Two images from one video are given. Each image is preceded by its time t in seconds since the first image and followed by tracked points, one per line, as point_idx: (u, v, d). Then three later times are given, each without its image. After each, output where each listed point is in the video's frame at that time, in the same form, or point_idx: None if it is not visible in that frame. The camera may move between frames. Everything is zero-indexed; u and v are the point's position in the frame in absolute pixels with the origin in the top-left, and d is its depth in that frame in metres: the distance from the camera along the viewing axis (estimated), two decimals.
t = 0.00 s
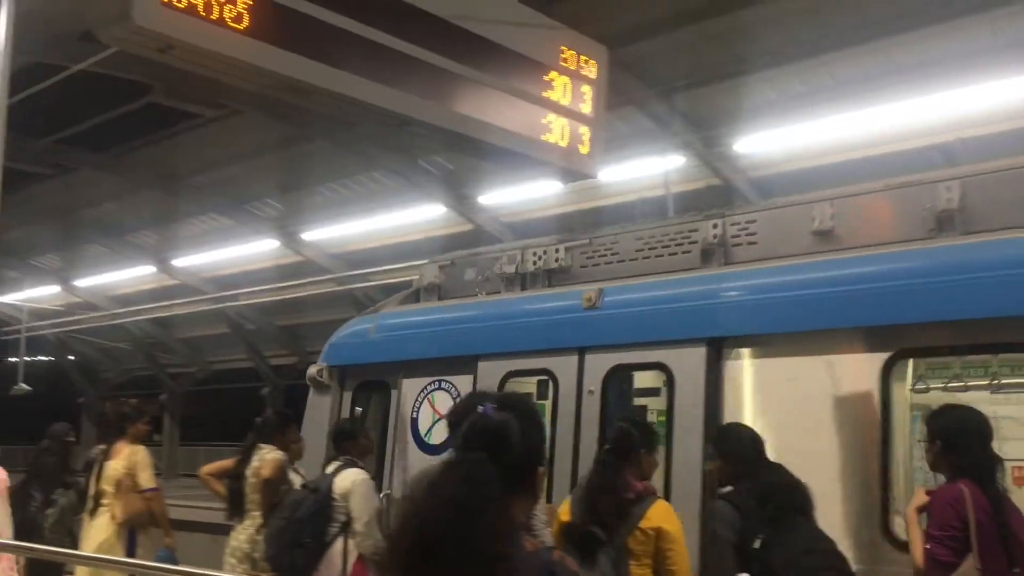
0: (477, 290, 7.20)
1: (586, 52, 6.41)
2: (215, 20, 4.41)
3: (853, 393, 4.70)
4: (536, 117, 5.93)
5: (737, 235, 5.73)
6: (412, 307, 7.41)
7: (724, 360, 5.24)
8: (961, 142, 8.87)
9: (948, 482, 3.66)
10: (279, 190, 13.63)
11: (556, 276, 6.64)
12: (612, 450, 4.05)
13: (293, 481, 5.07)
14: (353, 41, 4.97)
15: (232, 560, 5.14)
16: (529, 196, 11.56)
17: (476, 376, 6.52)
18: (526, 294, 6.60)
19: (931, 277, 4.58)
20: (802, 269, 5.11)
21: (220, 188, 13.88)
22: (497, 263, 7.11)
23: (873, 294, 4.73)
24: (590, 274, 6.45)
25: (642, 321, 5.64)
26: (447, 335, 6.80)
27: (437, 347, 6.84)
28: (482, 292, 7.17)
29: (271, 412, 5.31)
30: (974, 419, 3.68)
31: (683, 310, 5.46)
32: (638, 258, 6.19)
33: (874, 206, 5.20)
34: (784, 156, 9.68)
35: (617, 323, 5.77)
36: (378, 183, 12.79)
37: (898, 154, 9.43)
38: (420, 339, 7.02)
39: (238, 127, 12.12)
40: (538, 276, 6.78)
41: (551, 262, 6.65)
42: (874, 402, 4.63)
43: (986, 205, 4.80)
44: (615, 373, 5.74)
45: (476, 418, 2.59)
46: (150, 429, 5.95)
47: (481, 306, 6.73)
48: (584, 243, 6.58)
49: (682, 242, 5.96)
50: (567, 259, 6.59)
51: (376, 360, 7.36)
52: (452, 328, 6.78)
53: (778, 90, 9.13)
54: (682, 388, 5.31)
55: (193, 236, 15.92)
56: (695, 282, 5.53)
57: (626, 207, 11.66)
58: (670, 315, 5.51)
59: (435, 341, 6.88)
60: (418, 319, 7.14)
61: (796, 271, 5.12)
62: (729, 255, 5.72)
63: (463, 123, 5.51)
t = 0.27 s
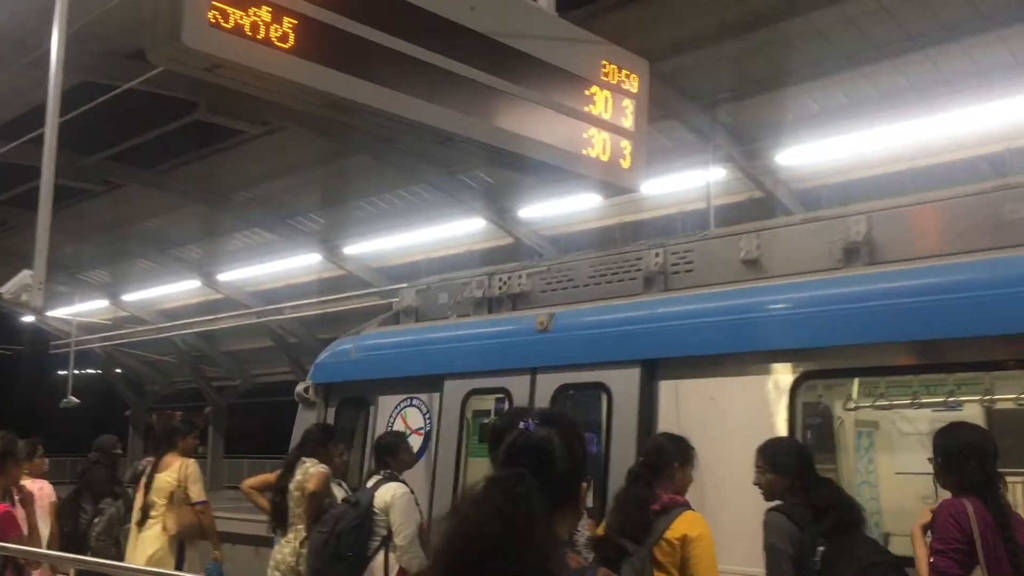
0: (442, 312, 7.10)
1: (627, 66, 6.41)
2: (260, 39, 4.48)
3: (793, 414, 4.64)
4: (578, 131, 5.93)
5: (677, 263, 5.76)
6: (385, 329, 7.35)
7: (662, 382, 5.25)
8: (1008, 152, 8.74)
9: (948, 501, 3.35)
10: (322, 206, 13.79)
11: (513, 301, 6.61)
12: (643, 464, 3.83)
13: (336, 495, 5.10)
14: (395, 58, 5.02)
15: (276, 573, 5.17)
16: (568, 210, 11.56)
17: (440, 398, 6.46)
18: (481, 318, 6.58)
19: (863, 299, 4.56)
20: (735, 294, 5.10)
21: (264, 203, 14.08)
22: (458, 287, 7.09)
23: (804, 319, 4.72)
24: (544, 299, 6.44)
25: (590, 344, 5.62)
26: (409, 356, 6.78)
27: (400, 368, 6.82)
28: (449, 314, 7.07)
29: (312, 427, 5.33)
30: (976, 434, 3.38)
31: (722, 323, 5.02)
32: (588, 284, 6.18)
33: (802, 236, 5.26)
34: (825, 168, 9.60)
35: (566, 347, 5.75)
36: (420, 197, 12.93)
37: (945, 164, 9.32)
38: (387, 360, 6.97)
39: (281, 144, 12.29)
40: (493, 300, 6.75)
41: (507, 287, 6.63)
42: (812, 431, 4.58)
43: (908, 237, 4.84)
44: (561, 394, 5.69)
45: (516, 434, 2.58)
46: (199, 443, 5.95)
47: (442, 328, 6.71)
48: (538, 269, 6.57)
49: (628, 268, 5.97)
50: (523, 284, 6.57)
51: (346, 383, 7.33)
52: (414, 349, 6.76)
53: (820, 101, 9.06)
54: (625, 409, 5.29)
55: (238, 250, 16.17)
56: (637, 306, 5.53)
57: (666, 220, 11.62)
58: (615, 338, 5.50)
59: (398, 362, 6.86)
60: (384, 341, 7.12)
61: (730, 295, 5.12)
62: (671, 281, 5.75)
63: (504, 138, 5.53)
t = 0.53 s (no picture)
0: (416, 323, 7.34)
1: (656, 67, 6.40)
2: (291, 45, 4.52)
3: (737, 422, 4.85)
4: (606, 133, 5.93)
5: (620, 279, 6.00)
6: (363, 336, 7.61)
7: (602, 390, 5.50)
8: None
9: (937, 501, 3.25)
10: (352, 209, 13.87)
11: (477, 312, 6.84)
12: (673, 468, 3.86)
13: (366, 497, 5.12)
14: (424, 62, 5.04)
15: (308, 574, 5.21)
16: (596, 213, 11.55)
17: (408, 403, 6.72)
18: (447, 328, 6.82)
19: (783, 312, 4.76)
20: (667, 307, 5.34)
21: (295, 207, 14.18)
22: (427, 299, 7.33)
23: (726, 331, 4.92)
24: (504, 310, 6.67)
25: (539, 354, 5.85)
26: (381, 364, 7.04)
27: (373, 376, 7.08)
28: (423, 324, 7.31)
29: (342, 429, 5.37)
30: (970, 435, 3.24)
31: (750, 330, 4.83)
32: (541, 296, 6.43)
33: (729, 254, 5.51)
34: (855, 169, 9.52)
35: (517, 356, 5.99)
36: (447, 200, 12.95)
37: (979, 164, 9.20)
38: (363, 368, 7.21)
39: (311, 148, 12.37)
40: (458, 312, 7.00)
41: (471, 300, 6.89)
42: (767, 434, 4.77)
43: (823, 255, 5.11)
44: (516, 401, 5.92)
45: (547, 438, 2.59)
46: (235, 446, 5.95)
47: (410, 338, 6.97)
48: (499, 281, 6.80)
49: (577, 282, 6.22)
50: (483, 296, 6.83)
51: (326, 390, 7.59)
52: (385, 356, 7.02)
53: (852, 100, 8.98)
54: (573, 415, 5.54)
55: (269, 253, 16.29)
56: (583, 318, 5.78)
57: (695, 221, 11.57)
58: (562, 349, 5.73)
59: (370, 370, 7.12)
60: (359, 349, 7.38)
61: (663, 307, 5.36)
62: (614, 294, 6.00)
63: (532, 140, 5.53)
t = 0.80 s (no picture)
0: (395, 327, 7.70)
1: (683, 65, 6.37)
2: (319, 47, 4.54)
3: (704, 425, 4.88)
4: (634, 132, 5.91)
5: (579, 288, 6.18)
6: (350, 343, 7.96)
7: (559, 394, 5.73)
8: None
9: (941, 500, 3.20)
10: (380, 209, 13.93)
11: (453, 319, 7.11)
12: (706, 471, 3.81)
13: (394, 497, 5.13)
14: (451, 63, 5.05)
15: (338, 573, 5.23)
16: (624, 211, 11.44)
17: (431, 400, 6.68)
18: (424, 334, 7.15)
19: (720, 321, 4.93)
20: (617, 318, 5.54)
21: (324, 208, 14.26)
22: (408, 305, 7.65)
23: (668, 339, 5.13)
24: (475, 318, 6.87)
25: (505, 359, 6.11)
26: (365, 368, 7.39)
27: (359, 379, 7.44)
28: (403, 330, 7.62)
29: (370, 429, 5.38)
30: (975, 435, 3.16)
31: (791, 328, 4.62)
32: (508, 305, 6.63)
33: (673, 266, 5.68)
34: (886, 166, 9.41)
35: (486, 362, 6.25)
36: (474, 200, 12.95)
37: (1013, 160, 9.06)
38: (348, 370, 7.59)
39: (339, 148, 12.43)
40: (434, 318, 7.30)
41: (444, 307, 7.17)
42: (733, 433, 4.76)
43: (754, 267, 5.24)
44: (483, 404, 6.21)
45: (577, 438, 2.58)
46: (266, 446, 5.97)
47: (390, 345, 7.29)
48: (469, 288, 7.06)
49: (539, 291, 6.43)
50: (457, 304, 7.07)
51: (317, 394, 7.95)
52: (370, 360, 7.38)
53: (882, 96, 8.88)
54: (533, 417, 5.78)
55: (298, 253, 16.38)
56: (543, 326, 6.01)
57: (724, 220, 11.49)
58: (525, 354, 6.00)
59: (356, 373, 7.49)
60: (348, 355, 7.70)
61: (614, 317, 5.56)
62: (574, 302, 6.19)
63: (559, 140, 5.53)
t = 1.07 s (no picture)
0: (378, 334, 8.17)
1: (707, 66, 6.35)
2: (342, 51, 4.56)
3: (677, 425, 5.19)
4: (657, 132, 5.89)
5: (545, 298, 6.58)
6: (336, 350, 8.49)
7: (524, 397, 6.16)
8: None
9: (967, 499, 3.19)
10: (402, 211, 14.01)
11: (430, 328, 7.46)
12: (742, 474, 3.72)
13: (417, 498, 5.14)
14: (474, 65, 5.06)
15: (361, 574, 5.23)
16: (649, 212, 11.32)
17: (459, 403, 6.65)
18: (405, 341, 7.60)
19: (665, 329, 5.36)
20: (576, 327, 5.97)
21: (347, 211, 14.33)
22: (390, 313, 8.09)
23: (621, 345, 5.56)
24: (451, 327, 7.23)
25: (476, 365, 6.56)
26: (353, 373, 7.87)
27: (348, 384, 7.91)
28: (386, 338, 8.06)
29: (393, 430, 5.40)
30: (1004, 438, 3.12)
31: (812, 329, 4.68)
32: (480, 312, 7.02)
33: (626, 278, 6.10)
34: (911, 165, 9.34)
35: (459, 367, 6.71)
36: (497, 202, 12.97)
37: None
38: (337, 375, 8.10)
39: (362, 152, 12.49)
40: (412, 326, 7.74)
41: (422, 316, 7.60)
42: (701, 435, 5.06)
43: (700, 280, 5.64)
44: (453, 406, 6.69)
45: (598, 442, 2.57)
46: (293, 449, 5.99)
47: (374, 352, 7.77)
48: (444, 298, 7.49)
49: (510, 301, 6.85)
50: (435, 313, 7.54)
51: (309, 399, 8.48)
52: (357, 366, 7.85)
53: (908, 96, 8.81)
54: (499, 422, 6.20)
55: (322, 256, 16.49)
56: (511, 334, 6.44)
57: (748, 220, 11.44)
58: (494, 359, 6.44)
59: (344, 378, 7.96)
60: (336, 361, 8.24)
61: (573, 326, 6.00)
62: (541, 313, 6.59)
63: (582, 140, 5.52)
